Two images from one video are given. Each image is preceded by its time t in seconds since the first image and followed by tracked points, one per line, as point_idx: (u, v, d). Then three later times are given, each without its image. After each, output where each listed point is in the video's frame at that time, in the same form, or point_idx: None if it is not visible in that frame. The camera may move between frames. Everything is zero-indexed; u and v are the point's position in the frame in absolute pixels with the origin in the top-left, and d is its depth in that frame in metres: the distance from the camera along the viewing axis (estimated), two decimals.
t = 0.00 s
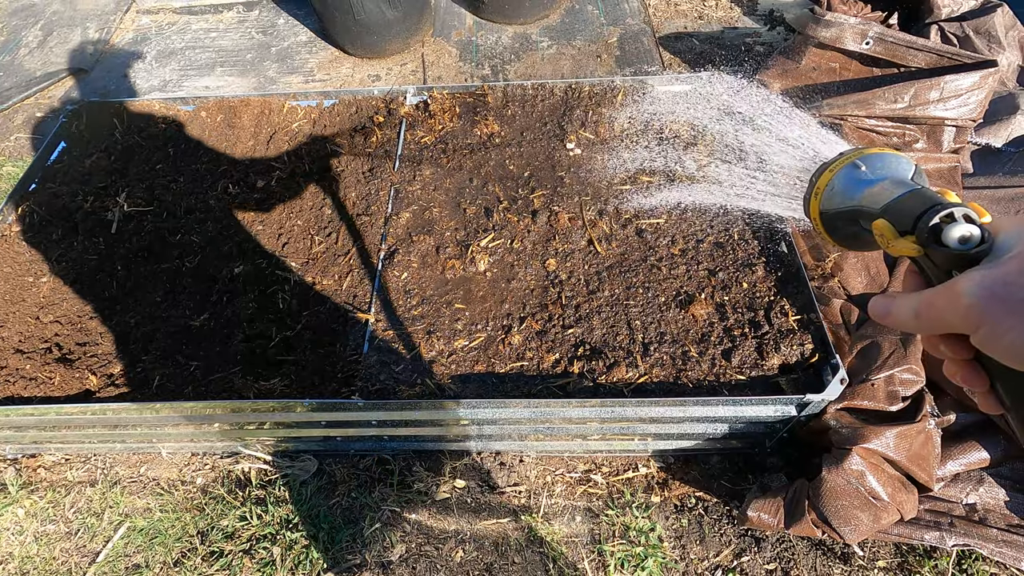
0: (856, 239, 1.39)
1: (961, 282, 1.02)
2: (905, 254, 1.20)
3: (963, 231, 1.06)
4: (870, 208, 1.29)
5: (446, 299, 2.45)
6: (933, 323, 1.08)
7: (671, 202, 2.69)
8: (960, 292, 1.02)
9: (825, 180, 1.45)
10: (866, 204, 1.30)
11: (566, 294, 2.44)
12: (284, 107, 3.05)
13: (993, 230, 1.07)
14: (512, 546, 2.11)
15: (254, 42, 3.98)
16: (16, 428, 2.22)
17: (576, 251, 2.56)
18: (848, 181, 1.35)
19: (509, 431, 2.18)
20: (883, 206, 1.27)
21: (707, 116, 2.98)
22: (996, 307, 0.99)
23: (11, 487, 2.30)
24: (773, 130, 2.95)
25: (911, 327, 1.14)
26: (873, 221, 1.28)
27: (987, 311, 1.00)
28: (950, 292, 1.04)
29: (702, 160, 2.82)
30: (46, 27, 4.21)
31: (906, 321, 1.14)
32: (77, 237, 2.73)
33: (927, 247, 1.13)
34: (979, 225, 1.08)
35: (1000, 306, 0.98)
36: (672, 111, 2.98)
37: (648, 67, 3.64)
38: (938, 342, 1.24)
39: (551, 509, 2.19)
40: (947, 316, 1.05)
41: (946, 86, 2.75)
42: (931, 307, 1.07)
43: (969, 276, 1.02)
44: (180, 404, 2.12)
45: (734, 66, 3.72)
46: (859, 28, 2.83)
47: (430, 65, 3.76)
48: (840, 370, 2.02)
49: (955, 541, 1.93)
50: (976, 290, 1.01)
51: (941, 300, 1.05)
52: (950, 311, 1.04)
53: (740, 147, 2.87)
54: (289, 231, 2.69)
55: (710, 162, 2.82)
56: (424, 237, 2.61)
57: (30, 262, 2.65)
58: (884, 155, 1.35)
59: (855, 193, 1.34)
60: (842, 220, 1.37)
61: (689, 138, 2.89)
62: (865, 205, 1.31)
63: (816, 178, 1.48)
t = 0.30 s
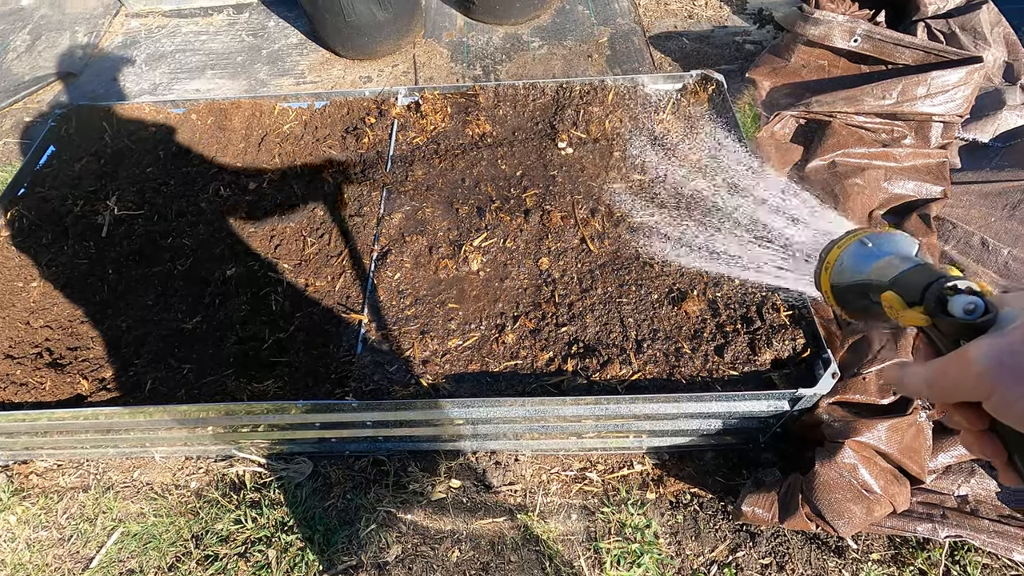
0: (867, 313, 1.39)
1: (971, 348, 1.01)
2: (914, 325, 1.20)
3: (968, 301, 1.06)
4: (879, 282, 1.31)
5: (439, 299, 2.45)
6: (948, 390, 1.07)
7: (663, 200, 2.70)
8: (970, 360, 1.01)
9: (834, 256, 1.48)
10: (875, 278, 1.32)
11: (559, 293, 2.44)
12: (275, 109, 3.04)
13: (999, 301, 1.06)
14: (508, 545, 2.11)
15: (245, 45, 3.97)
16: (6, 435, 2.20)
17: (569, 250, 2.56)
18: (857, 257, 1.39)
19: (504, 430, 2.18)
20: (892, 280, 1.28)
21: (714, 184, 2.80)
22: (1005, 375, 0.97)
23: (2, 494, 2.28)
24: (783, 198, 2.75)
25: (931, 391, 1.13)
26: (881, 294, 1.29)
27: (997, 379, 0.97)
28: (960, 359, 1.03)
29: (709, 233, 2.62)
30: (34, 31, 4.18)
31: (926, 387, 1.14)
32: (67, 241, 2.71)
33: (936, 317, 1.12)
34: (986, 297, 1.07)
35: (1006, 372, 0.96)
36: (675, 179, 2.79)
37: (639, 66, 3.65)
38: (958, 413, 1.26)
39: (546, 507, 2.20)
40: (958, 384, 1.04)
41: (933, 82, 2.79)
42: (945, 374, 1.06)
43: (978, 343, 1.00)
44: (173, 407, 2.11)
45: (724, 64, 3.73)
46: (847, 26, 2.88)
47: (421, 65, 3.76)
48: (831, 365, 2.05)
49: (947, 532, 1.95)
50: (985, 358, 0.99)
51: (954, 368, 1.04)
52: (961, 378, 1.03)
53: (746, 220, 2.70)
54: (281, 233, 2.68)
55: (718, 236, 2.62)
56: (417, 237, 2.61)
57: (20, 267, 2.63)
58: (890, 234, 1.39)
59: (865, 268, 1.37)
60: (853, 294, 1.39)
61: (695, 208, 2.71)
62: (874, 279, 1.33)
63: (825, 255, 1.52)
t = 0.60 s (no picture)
0: (903, 401, 1.34)
1: (1009, 434, 1.00)
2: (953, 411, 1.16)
3: (1005, 388, 1.03)
4: (914, 368, 1.27)
5: (434, 300, 2.46)
6: (989, 479, 1.05)
7: (656, 201, 2.71)
8: (1010, 445, 1.00)
9: (866, 342, 1.45)
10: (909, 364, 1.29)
11: (554, 293, 2.45)
12: (269, 112, 3.04)
13: None
14: (504, 544, 2.11)
15: (237, 47, 3.96)
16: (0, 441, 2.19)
17: (563, 250, 2.58)
18: (890, 342, 1.36)
19: (499, 430, 2.19)
20: (928, 366, 1.25)
21: (709, 262, 2.53)
22: None
23: None
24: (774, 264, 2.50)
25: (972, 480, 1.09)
26: (917, 381, 1.26)
27: None
28: (1001, 445, 1.02)
29: (689, 304, 2.41)
30: (25, 35, 4.16)
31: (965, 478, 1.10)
32: (60, 246, 2.70)
33: (972, 403, 1.09)
34: None
35: None
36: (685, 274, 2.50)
37: (631, 66, 3.66)
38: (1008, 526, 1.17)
39: (543, 507, 2.21)
40: (1002, 469, 1.02)
41: (922, 81, 2.81)
42: (988, 460, 1.04)
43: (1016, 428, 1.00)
44: (168, 411, 2.11)
45: (715, 64, 3.75)
46: (837, 25, 2.91)
47: (415, 67, 3.77)
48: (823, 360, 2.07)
49: (939, 526, 1.97)
50: None
51: (995, 452, 1.03)
52: (1004, 463, 1.01)
53: (766, 316, 2.38)
54: (275, 236, 2.68)
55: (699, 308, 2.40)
56: (411, 239, 2.62)
57: (13, 272, 2.62)
58: (923, 322, 1.37)
59: (898, 354, 1.34)
60: (887, 380, 1.35)
61: (688, 292, 2.45)
62: (909, 366, 1.30)
63: (859, 340, 1.49)
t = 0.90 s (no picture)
0: (816, 409, 1.34)
1: (918, 440, 0.91)
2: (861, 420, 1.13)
3: (907, 394, 0.99)
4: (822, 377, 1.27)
5: (433, 298, 2.46)
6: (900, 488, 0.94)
7: (653, 198, 2.72)
8: (917, 454, 0.91)
9: (776, 353, 1.46)
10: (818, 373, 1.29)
11: (554, 290, 2.46)
12: (265, 111, 3.03)
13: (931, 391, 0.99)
14: (506, 542, 2.12)
15: (233, 47, 3.95)
16: None
17: (562, 247, 2.58)
18: (798, 352, 1.37)
19: (500, 428, 2.18)
20: (834, 375, 1.25)
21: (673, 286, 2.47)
22: (960, 468, 0.88)
23: None
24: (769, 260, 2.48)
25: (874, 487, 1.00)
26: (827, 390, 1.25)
27: (955, 474, 0.88)
28: (909, 453, 0.92)
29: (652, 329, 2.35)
30: (19, 36, 4.14)
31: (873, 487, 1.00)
32: (56, 247, 2.69)
33: (881, 410, 1.05)
34: (923, 389, 1.02)
35: (962, 465, 0.87)
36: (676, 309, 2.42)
37: (627, 64, 3.67)
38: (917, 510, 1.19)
39: (543, 504, 2.21)
40: (914, 481, 0.92)
41: (917, 77, 2.82)
42: (897, 469, 0.93)
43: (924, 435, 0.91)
44: (168, 412, 2.11)
45: (711, 61, 3.76)
46: (832, 22, 2.92)
47: (411, 66, 3.77)
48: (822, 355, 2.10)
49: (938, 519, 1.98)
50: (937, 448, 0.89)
51: (902, 461, 0.93)
52: (915, 474, 0.91)
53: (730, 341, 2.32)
54: (273, 236, 2.68)
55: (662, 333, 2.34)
56: (410, 237, 2.62)
57: (10, 273, 2.61)
58: (826, 328, 1.39)
59: (806, 363, 1.35)
60: (801, 390, 1.36)
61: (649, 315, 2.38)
62: (818, 375, 1.30)
63: (769, 351, 1.50)
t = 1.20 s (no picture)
0: (678, 418, 1.33)
1: (776, 455, 0.88)
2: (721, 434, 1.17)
3: (760, 410, 1.04)
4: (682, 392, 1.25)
5: (433, 296, 2.45)
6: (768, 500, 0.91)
7: (652, 196, 2.72)
8: (776, 467, 0.88)
9: (631, 361, 1.39)
10: (679, 386, 1.27)
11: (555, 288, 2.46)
12: (264, 109, 3.02)
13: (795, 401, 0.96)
14: (508, 540, 2.11)
15: (230, 46, 3.94)
16: None
17: (562, 244, 2.58)
18: (653, 364, 1.31)
19: (501, 426, 2.18)
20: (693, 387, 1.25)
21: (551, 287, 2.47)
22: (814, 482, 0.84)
23: None
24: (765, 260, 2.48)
25: (752, 503, 0.97)
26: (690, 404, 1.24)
27: (806, 488, 0.84)
28: (769, 469, 0.89)
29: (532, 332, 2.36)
30: (14, 34, 4.12)
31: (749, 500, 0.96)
32: (54, 246, 2.68)
33: (738, 425, 1.11)
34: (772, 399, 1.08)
35: (815, 481, 0.83)
36: (617, 314, 2.39)
37: (626, 62, 3.66)
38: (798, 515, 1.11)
39: (545, 501, 2.21)
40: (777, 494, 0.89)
41: (916, 74, 2.82)
42: (761, 484, 0.90)
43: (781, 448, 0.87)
44: (168, 411, 2.10)
45: (710, 59, 3.76)
46: (831, 19, 2.90)
47: (410, 64, 3.76)
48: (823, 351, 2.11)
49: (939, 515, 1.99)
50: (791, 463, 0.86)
51: (765, 475, 0.90)
52: (776, 486, 0.88)
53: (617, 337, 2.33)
54: (273, 234, 2.67)
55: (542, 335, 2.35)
56: (410, 235, 2.61)
57: (6, 273, 2.59)
58: (673, 331, 1.36)
59: (664, 374, 1.30)
60: (659, 403, 1.31)
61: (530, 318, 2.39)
62: (676, 388, 1.27)
63: (626, 360, 1.42)
